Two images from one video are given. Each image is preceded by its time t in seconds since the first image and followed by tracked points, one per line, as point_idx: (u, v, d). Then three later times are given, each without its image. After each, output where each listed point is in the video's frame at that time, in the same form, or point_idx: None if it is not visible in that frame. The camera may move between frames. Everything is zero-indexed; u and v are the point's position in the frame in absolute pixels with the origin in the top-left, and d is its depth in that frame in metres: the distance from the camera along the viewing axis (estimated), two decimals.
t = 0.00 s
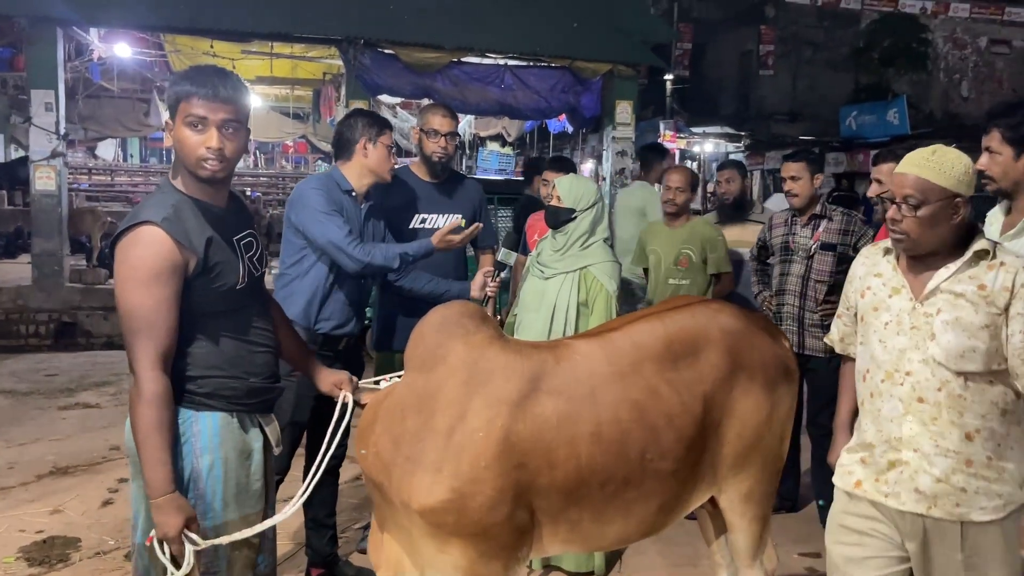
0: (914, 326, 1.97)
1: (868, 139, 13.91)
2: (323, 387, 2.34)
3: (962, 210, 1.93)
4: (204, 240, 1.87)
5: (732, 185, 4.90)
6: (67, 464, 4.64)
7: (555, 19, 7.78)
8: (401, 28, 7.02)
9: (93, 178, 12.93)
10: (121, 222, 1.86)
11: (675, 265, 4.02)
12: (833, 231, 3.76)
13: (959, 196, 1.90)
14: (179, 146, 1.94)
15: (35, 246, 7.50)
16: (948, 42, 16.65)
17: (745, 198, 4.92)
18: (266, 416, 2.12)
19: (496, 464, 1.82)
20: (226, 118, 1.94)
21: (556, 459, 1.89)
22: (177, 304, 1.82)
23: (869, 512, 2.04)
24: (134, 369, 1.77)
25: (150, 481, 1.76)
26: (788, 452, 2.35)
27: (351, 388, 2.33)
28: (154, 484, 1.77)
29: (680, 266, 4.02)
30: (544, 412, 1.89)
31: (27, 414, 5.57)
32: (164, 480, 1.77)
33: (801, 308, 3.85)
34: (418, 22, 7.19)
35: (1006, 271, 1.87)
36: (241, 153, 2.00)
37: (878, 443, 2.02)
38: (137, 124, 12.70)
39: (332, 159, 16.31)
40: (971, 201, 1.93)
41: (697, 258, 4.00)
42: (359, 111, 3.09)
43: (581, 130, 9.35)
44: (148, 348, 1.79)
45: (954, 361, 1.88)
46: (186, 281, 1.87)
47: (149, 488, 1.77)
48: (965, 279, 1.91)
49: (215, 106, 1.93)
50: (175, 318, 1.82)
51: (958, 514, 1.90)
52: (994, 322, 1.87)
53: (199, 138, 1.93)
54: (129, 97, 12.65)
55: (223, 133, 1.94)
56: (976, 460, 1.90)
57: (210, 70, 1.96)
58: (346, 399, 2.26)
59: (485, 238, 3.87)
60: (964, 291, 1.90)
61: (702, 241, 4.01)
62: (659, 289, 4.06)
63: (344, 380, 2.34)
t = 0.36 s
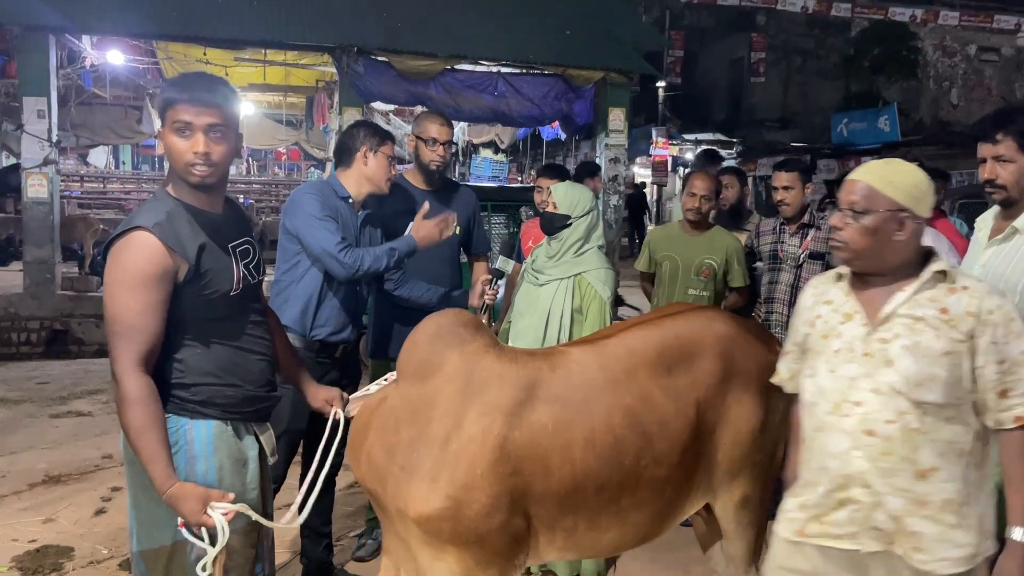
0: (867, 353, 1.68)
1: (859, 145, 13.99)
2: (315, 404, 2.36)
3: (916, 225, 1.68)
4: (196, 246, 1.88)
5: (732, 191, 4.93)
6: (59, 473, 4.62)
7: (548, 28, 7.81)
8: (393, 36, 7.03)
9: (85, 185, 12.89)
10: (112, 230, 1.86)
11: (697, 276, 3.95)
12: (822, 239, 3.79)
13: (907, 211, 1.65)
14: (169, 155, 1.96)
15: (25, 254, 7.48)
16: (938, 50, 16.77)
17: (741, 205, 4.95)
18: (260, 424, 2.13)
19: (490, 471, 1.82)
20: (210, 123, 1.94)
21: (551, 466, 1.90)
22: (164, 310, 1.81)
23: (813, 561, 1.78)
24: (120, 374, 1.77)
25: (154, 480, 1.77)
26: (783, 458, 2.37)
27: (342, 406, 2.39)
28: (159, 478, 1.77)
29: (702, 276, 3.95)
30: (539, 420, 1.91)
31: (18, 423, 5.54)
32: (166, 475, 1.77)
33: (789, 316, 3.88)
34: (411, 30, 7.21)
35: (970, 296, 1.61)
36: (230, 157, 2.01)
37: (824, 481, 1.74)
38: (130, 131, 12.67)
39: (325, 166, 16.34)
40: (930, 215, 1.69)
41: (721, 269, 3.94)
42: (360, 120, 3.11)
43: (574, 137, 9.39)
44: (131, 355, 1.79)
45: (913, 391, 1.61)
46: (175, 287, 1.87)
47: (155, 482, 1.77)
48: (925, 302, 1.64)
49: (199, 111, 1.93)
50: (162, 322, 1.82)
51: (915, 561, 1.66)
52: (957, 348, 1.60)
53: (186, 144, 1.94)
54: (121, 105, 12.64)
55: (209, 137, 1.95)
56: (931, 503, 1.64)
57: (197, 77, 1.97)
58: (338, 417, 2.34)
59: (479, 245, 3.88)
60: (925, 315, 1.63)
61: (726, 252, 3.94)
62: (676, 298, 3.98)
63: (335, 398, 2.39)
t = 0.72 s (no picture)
0: (789, 361, 1.56)
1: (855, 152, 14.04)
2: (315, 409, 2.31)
3: (844, 221, 1.55)
4: (179, 254, 1.88)
5: (736, 197, 4.97)
6: (56, 482, 4.61)
7: (544, 36, 7.84)
8: (389, 44, 7.05)
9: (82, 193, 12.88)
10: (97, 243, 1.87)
11: (700, 287, 3.91)
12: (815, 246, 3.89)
13: (834, 203, 1.53)
14: (135, 166, 1.95)
15: (22, 262, 7.47)
16: (932, 57, 16.83)
17: (746, 213, 4.98)
18: (257, 434, 2.14)
19: (487, 481, 1.77)
20: (163, 123, 1.92)
21: (549, 476, 1.83)
22: (152, 318, 1.83)
23: None
24: (107, 380, 1.78)
25: (167, 476, 1.75)
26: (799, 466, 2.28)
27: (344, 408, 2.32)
28: (172, 472, 1.74)
29: (706, 288, 3.92)
30: (537, 430, 1.85)
31: (14, 432, 5.52)
32: (179, 465, 1.75)
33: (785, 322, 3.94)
34: (407, 39, 7.23)
35: (906, 303, 1.49)
36: (194, 156, 1.98)
37: (725, 491, 1.65)
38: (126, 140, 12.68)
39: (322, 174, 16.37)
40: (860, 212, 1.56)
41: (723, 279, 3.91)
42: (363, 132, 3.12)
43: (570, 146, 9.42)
44: (117, 362, 1.79)
45: (831, 405, 1.49)
46: (160, 297, 1.87)
47: (169, 478, 1.75)
48: (856, 308, 1.52)
49: (148, 113, 1.92)
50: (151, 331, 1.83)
51: None
52: (884, 362, 1.49)
53: (146, 149, 1.93)
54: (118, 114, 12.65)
55: (165, 137, 1.93)
56: (828, 527, 1.54)
57: (145, 84, 1.97)
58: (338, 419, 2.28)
59: (477, 254, 3.89)
60: (854, 322, 1.51)
61: (726, 262, 3.93)
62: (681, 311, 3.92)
63: (336, 403, 2.34)
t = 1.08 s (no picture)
0: (690, 402, 1.31)
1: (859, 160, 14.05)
2: (298, 424, 2.32)
3: (771, 249, 1.29)
4: (175, 267, 1.90)
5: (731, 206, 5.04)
6: (62, 493, 4.63)
7: (547, 45, 7.86)
8: (393, 54, 7.08)
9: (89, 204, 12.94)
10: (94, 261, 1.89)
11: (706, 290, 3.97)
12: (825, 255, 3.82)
13: (753, 229, 1.27)
14: (136, 182, 1.96)
15: (28, 273, 7.51)
16: (937, 64, 16.78)
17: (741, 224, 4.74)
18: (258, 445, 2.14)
19: (496, 494, 1.72)
20: (166, 140, 1.95)
21: (559, 487, 1.73)
22: (145, 332, 1.85)
23: None
24: (99, 391, 1.80)
25: (178, 462, 1.81)
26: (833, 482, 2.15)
27: (328, 426, 2.32)
28: (184, 461, 1.81)
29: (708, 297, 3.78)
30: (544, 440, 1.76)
31: (21, 443, 5.55)
32: (190, 451, 1.82)
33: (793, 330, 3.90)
34: (412, 49, 7.26)
35: (825, 352, 1.23)
36: (196, 173, 2.01)
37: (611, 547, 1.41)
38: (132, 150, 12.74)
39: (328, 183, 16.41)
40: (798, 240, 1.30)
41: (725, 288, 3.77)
42: (368, 145, 3.11)
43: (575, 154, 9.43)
44: (105, 373, 1.81)
45: (722, 458, 1.26)
46: (155, 312, 1.90)
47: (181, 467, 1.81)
48: (769, 353, 1.26)
49: (151, 131, 1.94)
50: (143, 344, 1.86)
51: None
52: (788, 417, 1.22)
53: (149, 166, 1.94)
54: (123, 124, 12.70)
55: (169, 154, 1.95)
56: None
57: (145, 99, 1.97)
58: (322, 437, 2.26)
59: (479, 264, 3.90)
60: (761, 368, 1.25)
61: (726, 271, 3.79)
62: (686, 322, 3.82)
63: (321, 421, 2.33)
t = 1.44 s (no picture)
0: (573, 414, 1.31)
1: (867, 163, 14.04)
2: (298, 420, 2.32)
3: (636, 246, 1.28)
4: (185, 275, 1.94)
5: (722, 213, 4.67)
6: (74, 499, 4.67)
7: (555, 52, 7.88)
8: (401, 61, 7.12)
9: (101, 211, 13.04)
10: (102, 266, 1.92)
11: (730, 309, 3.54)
12: (836, 261, 3.77)
13: (616, 223, 1.26)
14: (167, 196, 2.02)
15: (40, 280, 7.57)
16: (947, 66, 16.72)
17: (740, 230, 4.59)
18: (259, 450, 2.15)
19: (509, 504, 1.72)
20: (207, 161, 2.03)
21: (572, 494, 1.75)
22: (145, 338, 1.88)
23: None
24: (94, 391, 1.83)
25: (189, 434, 1.90)
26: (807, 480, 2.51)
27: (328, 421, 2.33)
28: (194, 435, 1.90)
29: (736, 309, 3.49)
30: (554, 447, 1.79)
31: (33, 448, 5.60)
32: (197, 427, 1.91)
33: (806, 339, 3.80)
34: (419, 56, 7.29)
35: (690, 347, 1.19)
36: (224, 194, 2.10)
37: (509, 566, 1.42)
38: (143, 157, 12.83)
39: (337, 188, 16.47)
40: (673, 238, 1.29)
41: (757, 301, 3.49)
42: (356, 151, 3.15)
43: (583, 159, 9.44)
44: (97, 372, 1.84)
45: (594, 471, 1.25)
46: (162, 317, 1.93)
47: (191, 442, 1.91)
48: (638, 354, 1.25)
49: (198, 152, 2.02)
50: (140, 350, 1.88)
51: None
52: (651, 420, 1.20)
53: (188, 185, 2.02)
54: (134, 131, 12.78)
55: (208, 176, 2.04)
56: None
57: (182, 117, 2.05)
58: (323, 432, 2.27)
59: (484, 273, 3.91)
60: (628, 371, 1.24)
61: (761, 282, 3.52)
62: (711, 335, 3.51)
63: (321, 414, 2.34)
